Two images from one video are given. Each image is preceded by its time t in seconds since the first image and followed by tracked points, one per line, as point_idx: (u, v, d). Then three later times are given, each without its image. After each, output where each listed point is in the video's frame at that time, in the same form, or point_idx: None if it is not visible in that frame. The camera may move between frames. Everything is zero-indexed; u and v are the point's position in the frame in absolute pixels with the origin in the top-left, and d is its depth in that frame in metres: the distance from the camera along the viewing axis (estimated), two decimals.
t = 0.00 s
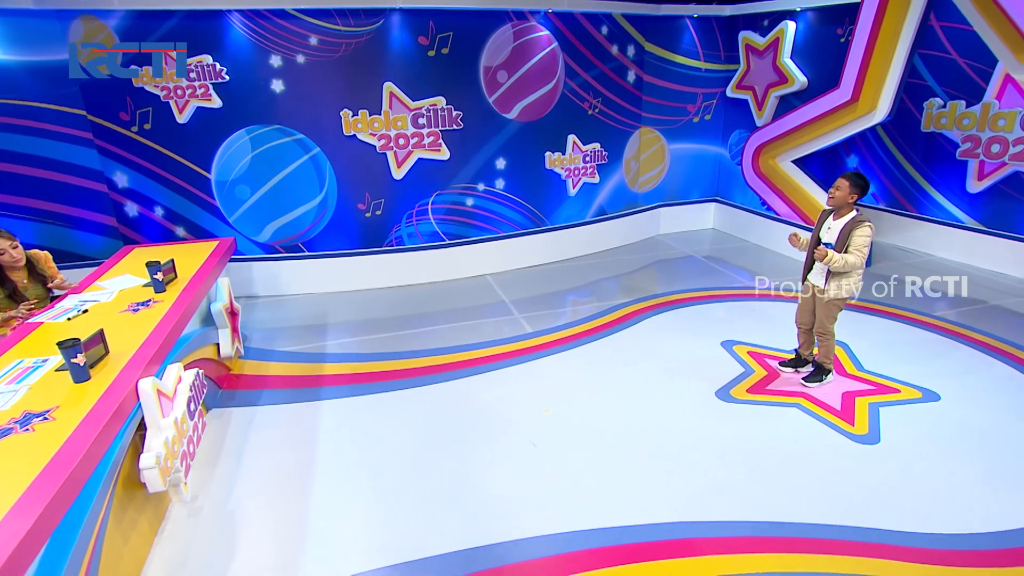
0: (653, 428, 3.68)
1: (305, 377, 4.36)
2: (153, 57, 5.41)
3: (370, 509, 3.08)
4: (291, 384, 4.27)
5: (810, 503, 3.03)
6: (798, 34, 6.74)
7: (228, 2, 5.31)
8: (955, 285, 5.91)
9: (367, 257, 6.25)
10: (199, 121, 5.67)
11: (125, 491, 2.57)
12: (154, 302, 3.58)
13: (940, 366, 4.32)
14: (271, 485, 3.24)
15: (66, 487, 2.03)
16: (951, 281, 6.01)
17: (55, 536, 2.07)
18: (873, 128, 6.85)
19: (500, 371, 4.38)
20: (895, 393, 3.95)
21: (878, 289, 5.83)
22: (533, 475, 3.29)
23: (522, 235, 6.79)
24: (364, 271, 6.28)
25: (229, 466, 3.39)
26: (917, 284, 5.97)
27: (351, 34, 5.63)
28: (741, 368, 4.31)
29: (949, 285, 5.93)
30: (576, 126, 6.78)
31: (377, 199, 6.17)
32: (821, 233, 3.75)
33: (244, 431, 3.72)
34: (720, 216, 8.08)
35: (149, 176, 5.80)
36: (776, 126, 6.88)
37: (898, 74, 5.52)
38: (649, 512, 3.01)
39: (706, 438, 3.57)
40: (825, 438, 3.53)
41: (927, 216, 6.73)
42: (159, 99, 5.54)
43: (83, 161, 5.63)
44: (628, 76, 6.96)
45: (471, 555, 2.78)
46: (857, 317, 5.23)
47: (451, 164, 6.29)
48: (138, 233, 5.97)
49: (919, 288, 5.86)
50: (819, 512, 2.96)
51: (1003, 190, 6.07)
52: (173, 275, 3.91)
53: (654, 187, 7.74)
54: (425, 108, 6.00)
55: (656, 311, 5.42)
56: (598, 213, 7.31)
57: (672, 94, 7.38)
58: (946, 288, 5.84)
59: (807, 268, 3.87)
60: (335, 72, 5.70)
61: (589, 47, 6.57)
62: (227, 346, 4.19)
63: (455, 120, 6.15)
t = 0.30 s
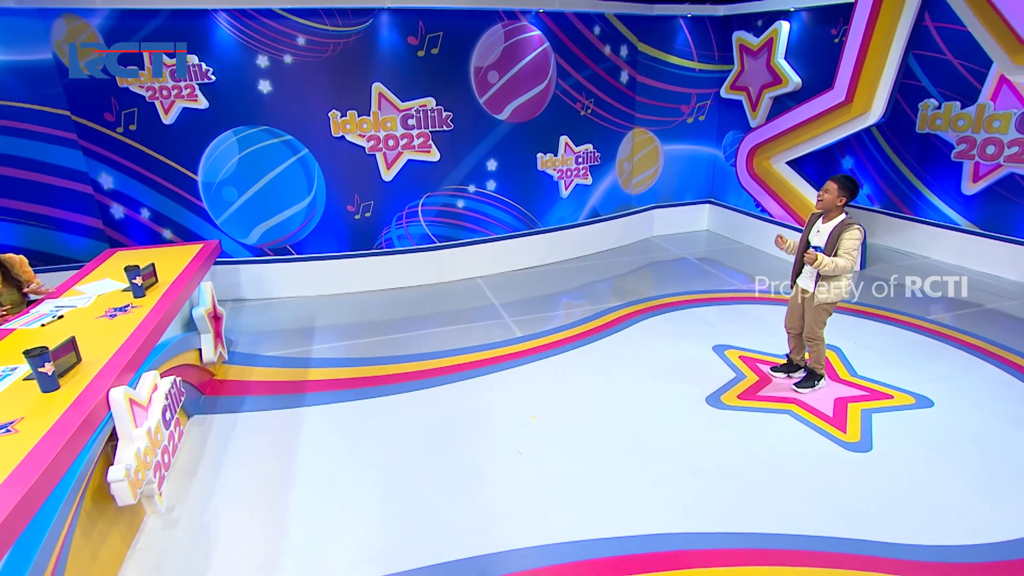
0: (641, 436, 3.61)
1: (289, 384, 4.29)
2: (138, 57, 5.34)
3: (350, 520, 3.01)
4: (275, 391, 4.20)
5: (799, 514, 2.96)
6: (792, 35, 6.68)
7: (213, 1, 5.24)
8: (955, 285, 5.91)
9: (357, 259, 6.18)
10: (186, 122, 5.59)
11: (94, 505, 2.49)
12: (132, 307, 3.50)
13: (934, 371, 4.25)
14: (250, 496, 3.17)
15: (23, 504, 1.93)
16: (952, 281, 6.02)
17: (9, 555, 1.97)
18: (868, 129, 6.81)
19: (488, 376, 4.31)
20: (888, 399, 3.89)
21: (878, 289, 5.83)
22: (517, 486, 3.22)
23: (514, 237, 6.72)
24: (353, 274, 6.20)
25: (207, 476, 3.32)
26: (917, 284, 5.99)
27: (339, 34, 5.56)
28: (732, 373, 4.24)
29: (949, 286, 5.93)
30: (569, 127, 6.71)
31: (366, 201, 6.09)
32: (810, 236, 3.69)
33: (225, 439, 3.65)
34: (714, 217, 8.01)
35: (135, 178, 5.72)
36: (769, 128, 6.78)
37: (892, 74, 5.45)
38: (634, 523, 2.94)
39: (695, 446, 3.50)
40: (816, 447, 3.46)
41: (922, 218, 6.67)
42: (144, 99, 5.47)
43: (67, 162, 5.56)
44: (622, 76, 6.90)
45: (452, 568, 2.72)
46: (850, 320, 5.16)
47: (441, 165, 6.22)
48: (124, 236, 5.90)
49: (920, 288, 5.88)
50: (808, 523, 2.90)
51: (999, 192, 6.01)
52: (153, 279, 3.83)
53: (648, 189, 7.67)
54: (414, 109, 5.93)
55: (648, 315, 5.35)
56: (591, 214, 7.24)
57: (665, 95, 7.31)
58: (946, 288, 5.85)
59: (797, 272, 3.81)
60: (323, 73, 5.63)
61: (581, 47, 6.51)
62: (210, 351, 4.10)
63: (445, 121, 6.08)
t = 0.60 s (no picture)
0: (630, 444, 3.54)
1: (274, 389, 4.21)
2: (124, 56, 5.26)
3: (330, 531, 2.94)
4: (259, 396, 4.13)
5: (789, 527, 2.89)
6: (787, 35, 6.61)
7: None
8: (955, 285, 5.97)
9: (347, 262, 6.10)
10: (173, 123, 5.52)
11: (61, 518, 2.41)
12: (111, 312, 3.42)
13: (929, 376, 4.18)
14: (229, 506, 3.10)
15: None
16: (951, 281, 6.04)
17: None
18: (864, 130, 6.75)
19: (476, 382, 4.24)
20: (882, 405, 3.82)
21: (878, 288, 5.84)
22: (502, 496, 3.15)
23: (506, 239, 6.65)
24: (343, 277, 6.13)
25: (186, 484, 3.25)
26: (917, 284, 6.00)
27: (328, 35, 5.49)
28: (724, 378, 4.17)
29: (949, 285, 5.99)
30: (562, 128, 6.65)
31: (356, 203, 6.03)
32: (800, 240, 3.63)
33: (206, 446, 3.57)
34: (709, 219, 7.94)
35: (122, 179, 5.65)
36: (763, 129, 6.71)
37: (888, 75, 5.39)
38: (620, 535, 2.88)
39: (684, 455, 3.44)
40: (808, 455, 3.39)
41: (918, 220, 6.61)
42: (130, 100, 5.39)
43: (52, 163, 5.49)
44: (616, 77, 6.84)
45: None
46: (845, 323, 5.10)
47: (432, 166, 6.15)
48: (111, 237, 5.83)
49: (920, 287, 5.89)
50: (797, 535, 2.84)
51: (996, 194, 5.95)
52: (134, 283, 3.76)
53: (642, 190, 7.60)
54: (404, 109, 5.87)
55: (641, 318, 5.27)
56: (585, 216, 7.18)
57: (659, 96, 7.24)
58: (946, 287, 5.86)
59: (786, 276, 3.75)
60: (312, 73, 5.56)
61: (575, 48, 6.44)
62: (192, 356, 3.99)
63: (436, 122, 6.01)
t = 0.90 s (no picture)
0: (619, 454, 3.47)
1: (259, 395, 4.15)
2: (110, 56, 5.19)
3: (308, 544, 2.87)
4: (243, 402, 4.06)
5: (780, 542, 2.82)
6: (783, 35, 6.54)
7: None
8: (955, 285, 5.97)
9: (337, 264, 6.03)
10: (160, 124, 5.45)
11: (26, 532, 2.33)
12: (88, 317, 3.36)
13: (925, 383, 4.10)
14: (207, 517, 3.03)
15: None
16: (951, 280, 6.05)
17: None
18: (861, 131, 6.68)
19: (463, 388, 4.17)
20: (877, 413, 3.75)
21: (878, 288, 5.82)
22: (487, 508, 3.08)
23: (499, 241, 6.58)
24: (333, 279, 6.06)
25: (164, 494, 3.18)
26: (917, 284, 6.00)
27: (318, 34, 5.42)
28: (716, 385, 4.10)
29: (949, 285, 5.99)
30: (555, 129, 6.57)
31: (347, 204, 5.96)
32: (791, 242, 3.55)
33: (186, 454, 3.51)
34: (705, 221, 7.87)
35: (109, 181, 5.58)
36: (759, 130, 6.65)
37: (885, 76, 5.31)
38: (605, 549, 2.81)
39: (673, 465, 3.37)
40: (800, 466, 3.32)
41: (916, 223, 6.53)
42: (117, 100, 5.33)
43: (38, 164, 5.42)
44: (611, 78, 6.77)
45: None
46: (841, 328, 5.02)
47: (424, 168, 6.08)
48: (99, 239, 5.76)
49: (920, 288, 5.89)
50: (786, 549, 2.77)
51: (994, 197, 5.88)
52: (115, 288, 3.69)
53: (638, 191, 7.53)
54: (395, 110, 5.80)
55: (634, 322, 5.20)
56: (579, 218, 7.11)
57: (655, 96, 7.16)
58: (946, 288, 5.87)
59: (777, 280, 3.68)
60: (302, 73, 5.50)
61: (569, 48, 6.37)
62: (174, 362, 3.93)
63: (428, 122, 5.94)
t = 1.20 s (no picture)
0: (608, 463, 3.40)
1: (245, 400, 4.08)
2: (99, 56, 5.14)
3: (287, 555, 2.81)
4: (229, 407, 3.99)
5: (771, 557, 2.74)
6: (781, 35, 6.47)
7: None
8: (955, 285, 5.98)
9: (330, 266, 5.97)
10: (150, 124, 5.40)
11: None
12: (68, 322, 3.30)
13: (923, 390, 4.02)
14: (185, 528, 2.97)
15: None
16: (951, 281, 6.06)
17: None
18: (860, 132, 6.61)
19: (452, 394, 4.10)
20: (872, 421, 3.68)
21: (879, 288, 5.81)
22: (471, 519, 3.01)
23: (493, 243, 6.52)
24: (324, 282, 6.00)
25: (143, 502, 3.12)
26: (917, 284, 5.99)
27: (309, 34, 5.35)
28: (709, 391, 4.03)
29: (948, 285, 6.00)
30: (550, 130, 6.51)
31: (339, 206, 5.90)
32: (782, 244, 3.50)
33: (168, 461, 3.45)
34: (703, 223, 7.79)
35: (99, 181, 5.53)
36: (758, 131, 6.55)
37: (884, 77, 5.23)
38: (590, 562, 2.75)
39: (663, 475, 3.30)
40: (793, 476, 3.24)
41: (916, 226, 6.45)
42: (106, 100, 5.27)
43: (27, 164, 5.37)
44: (607, 78, 6.70)
45: None
46: (838, 332, 4.94)
47: (417, 169, 6.02)
48: (89, 240, 5.71)
49: (920, 288, 5.88)
50: (776, 563, 2.70)
51: (995, 199, 5.80)
52: (97, 291, 3.64)
53: (635, 193, 7.46)
54: (388, 111, 5.73)
55: (628, 326, 5.13)
56: (575, 220, 7.04)
57: (651, 97, 7.09)
58: (946, 288, 5.88)
59: (768, 284, 3.61)
60: (293, 73, 5.44)
61: (564, 48, 6.30)
62: (159, 367, 3.85)
63: (421, 123, 5.88)
